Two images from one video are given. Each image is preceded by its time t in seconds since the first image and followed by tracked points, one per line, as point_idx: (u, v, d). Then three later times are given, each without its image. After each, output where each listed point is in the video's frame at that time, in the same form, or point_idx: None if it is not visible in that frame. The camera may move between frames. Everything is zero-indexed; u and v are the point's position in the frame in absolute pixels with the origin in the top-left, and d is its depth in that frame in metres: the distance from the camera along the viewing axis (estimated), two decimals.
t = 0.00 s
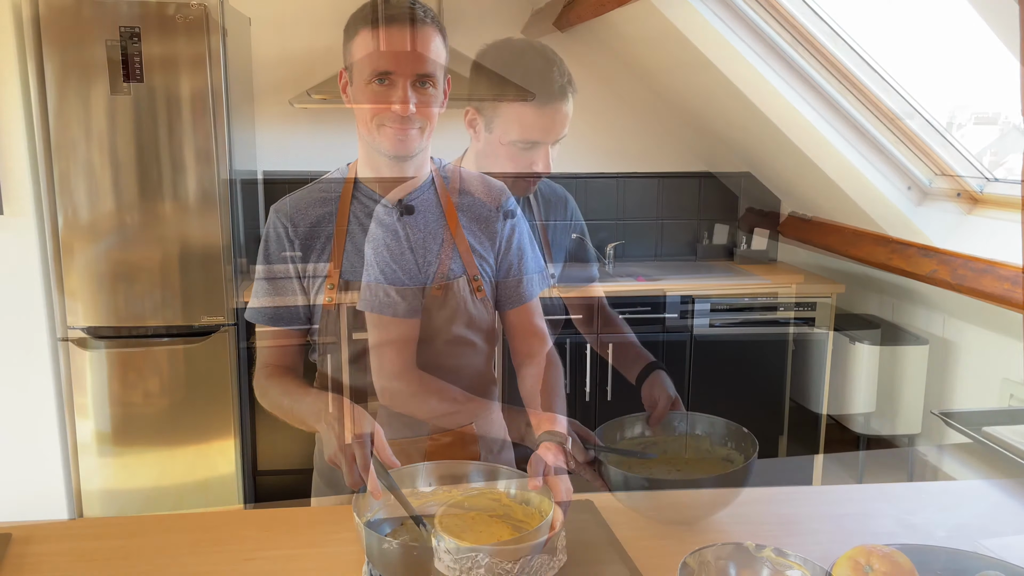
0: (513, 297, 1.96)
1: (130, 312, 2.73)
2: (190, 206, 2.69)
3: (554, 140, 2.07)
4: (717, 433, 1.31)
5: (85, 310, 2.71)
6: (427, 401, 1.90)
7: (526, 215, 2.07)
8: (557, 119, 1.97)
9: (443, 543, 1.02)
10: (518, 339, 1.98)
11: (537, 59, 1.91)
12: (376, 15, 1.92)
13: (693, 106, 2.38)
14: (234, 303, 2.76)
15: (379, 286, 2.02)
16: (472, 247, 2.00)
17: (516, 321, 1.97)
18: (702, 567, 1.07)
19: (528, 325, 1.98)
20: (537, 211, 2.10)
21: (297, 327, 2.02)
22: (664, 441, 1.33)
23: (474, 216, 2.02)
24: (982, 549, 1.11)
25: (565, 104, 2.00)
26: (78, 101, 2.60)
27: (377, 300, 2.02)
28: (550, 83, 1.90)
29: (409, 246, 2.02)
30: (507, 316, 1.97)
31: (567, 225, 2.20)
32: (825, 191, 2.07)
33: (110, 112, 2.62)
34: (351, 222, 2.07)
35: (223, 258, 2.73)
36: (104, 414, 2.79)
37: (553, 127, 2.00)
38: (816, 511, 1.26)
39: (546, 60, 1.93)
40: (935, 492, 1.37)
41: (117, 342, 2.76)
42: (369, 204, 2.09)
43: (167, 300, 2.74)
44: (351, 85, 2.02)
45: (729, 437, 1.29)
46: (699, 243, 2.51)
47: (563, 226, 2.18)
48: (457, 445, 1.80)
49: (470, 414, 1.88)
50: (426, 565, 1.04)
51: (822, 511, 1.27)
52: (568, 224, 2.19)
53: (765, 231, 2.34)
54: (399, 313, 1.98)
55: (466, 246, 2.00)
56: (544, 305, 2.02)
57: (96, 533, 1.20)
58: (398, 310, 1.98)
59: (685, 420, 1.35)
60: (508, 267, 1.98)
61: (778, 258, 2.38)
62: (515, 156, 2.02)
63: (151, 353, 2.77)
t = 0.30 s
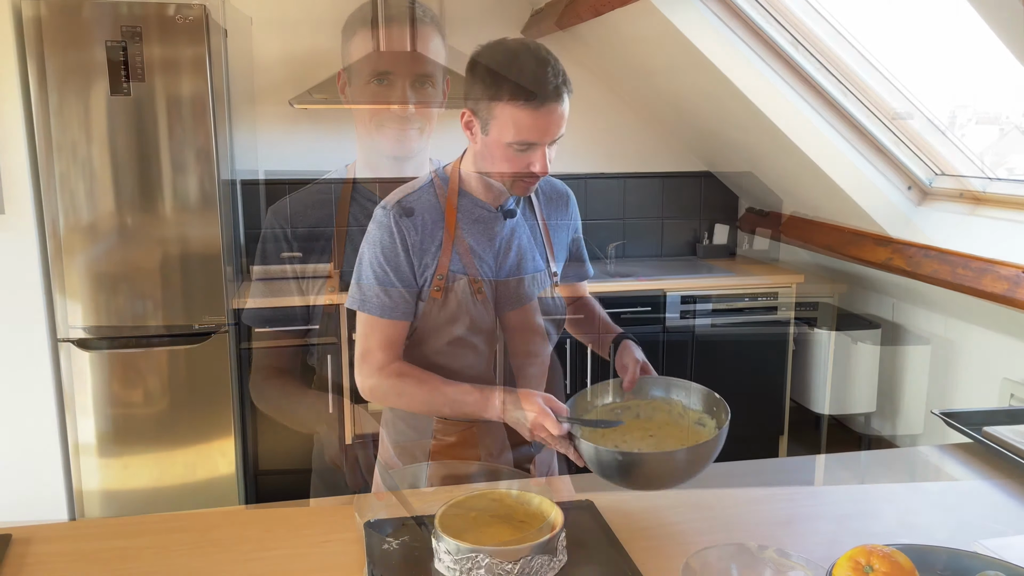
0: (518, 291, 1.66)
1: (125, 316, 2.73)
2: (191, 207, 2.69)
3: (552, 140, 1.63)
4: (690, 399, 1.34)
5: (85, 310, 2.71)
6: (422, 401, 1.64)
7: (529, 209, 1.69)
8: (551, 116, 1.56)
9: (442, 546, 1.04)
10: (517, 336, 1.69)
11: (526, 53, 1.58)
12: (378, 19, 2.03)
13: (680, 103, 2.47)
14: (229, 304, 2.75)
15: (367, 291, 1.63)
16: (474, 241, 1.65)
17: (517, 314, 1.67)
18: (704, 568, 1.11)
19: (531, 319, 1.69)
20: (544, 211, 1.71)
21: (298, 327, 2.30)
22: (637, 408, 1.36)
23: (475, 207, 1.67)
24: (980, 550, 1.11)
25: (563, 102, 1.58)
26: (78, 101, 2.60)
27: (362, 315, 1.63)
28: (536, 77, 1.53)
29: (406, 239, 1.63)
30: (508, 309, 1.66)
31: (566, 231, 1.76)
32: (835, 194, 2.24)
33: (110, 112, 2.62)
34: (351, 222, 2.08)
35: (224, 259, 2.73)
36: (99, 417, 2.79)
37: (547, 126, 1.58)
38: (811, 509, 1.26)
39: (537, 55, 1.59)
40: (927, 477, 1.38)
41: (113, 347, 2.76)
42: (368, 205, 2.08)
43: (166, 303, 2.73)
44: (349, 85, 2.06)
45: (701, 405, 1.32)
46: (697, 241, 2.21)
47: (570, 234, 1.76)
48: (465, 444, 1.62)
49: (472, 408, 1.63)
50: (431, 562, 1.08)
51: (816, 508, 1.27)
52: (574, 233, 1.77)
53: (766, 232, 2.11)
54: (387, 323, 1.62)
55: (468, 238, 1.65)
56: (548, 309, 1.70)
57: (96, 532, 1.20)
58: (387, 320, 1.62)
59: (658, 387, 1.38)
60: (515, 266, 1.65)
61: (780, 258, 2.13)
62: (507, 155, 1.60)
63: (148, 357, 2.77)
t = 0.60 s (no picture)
0: (509, 289, 1.49)
1: (124, 318, 2.62)
2: (191, 209, 2.61)
3: (527, 136, 1.28)
4: (639, 374, 1.33)
5: (84, 316, 2.60)
6: (373, 381, 1.38)
7: (517, 203, 1.55)
8: (518, 118, 1.25)
9: (442, 547, 1.03)
10: (507, 335, 1.51)
11: (490, 46, 1.28)
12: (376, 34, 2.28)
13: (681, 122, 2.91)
14: (230, 306, 2.71)
15: (337, 287, 1.42)
16: (461, 236, 1.47)
17: (506, 311, 1.49)
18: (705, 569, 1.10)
19: (523, 318, 1.51)
20: (536, 209, 1.58)
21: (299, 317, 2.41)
22: (586, 380, 1.35)
23: (462, 199, 1.47)
24: (979, 548, 1.11)
25: (537, 100, 1.27)
26: (78, 104, 2.48)
27: (332, 311, 1.43)
28: (497, 75, 1.23)
29: (391, 236, 1.42)
30: (497, 305, 1.49)
31: (556, 233, 1.63)
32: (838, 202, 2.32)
33: (109, 114, 2.50)
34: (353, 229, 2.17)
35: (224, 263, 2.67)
36: (93, 425, 2.67)
37: (516, 125, 1.25)
38: (812, 507, 1.27)
39: (504, 48, 1.28)
40: (926, 474, 1.39)
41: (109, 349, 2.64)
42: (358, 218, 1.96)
43: (168, 306, 2.64)
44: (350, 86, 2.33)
45: (650, 378, 1.31)
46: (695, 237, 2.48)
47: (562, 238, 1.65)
48: (465, 444, 1.46)
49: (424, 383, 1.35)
50: (432, 561, 1.09)
51: (816, 507, 1.27)
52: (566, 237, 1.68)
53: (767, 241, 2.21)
54: (356, 322, 1.42)
55: (456, 233, 1.46)
56: (542, 307, 1.54)
57: (99, 534, 1.20)
58: (356, 319, 1.42)
59: (607, 359, 1.37)
60: (504, 264, 1.50)
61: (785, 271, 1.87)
62: (476, 155, 1.30)
63: (148, 359, 2.64)
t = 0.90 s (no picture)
0: (492, 291, 1.49)
1: (126, 318, 2.62)
2: (192, 208, 2.61)
3: (501, 139, 1.27)
4: (601, 383, 1.35)
5: (85, 316, 2.60)
6: (342, 376, 1.38)
7: (504, 204, 1.54)
8: (490, 120, 1.24)
9: (444, 546, 1.04)
10: (491, 337, 1.51)
11: (469, 46, 1.27)
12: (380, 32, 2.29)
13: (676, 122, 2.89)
14: (231, 306, 2.71)
15: (320, 284, 1.44)
16: (445, 236, 1.47)
17: (489, 313, 1.49)
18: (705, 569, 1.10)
19: (507, 320, 1.51)
20: (525, 210, 1.57)
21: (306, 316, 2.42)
22: (548, 386, 1.39)
23: (447, 199, 1.47)
24: (979, 547, 1.11)
25: (512, 103, 1.27)
26: (80, 104, 2.48)
27: (314, 308, 1.45)
28: (469, 77, 1.23)
29: (373, 235, 1.43)
30: (480, 306, 1.48)
31: (547, 234, 1.61)
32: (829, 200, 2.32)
33: (111, 114, 2.50)
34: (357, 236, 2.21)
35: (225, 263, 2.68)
36: (95, 425, 2.67)
37: (488, 127, 1.25)
38: (812, 506, 1.27)
39: (482, 50, 1.27)
40: (926, 474, 1.39)
41: (111, 349, 2.64)
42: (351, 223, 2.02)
43: (169, 306, 2.64)
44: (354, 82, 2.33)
45: (610, 389, 1.33)
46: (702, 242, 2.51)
47: (555, 238, 1.64)
48: (449, 445, 1.46)
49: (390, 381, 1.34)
50: (434, 560, 1.10)
51: (816, 506, 1.27)
52: (561, 238, 1.65)
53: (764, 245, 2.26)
54: (337, 319, 1.44)
55: (439, 233, 1.46)
56: (527, 309, 1.53)
57: (99, 533, 1.20)
58: (337, 316, 1.43)
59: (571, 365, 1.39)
60: (488, 265, 1.50)
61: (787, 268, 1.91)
62: (452, 156, 1.30)
63: (149, 359, 2.65)
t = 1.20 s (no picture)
0: (483, 290, 1.49)
1: (127, 316, 2.62)
2: (193, 207, 2.61)
3: (482, 138, 1.26)
4: (588, 366, 1.37)
5: (87, 314, 2.60)
6: (332, 380, 1.37)
7: (492, 202, 1.54)
8: (469, 119, 1.23)
9: (445, 543, 1.04)
10: (482, 337, 1.51)
11: (447, 46, 1.27)
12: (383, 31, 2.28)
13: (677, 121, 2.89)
14: (233, 304, 2.72)
15: (310, 288, 1.44)
16: (434, 237, 1.46)
17: (481, 313, 1.49)
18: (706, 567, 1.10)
19: (499, 320, 1.51)
20: (514, 208, 1.56)
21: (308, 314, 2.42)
22: (532, 374, 1.40)
23: (434, 200, 1.47)
24: (980, 546, 1.11)
25: (492, 102, 1.26)
26: (81, 103, 2.48)
27: (305, 312, 1.45)
28: (447, 75, 1.22)
29: (361, 237, 1.42)
30: (471, 307, 1.49)
31: (538, 231, 1.60)
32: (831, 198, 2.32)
33: (113, 113, 2.50)
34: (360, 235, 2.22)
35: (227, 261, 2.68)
36: (96, 423, 2.67)
37: (468, 126, 1.24)
38: (814, 505, 1.27)
39: (461, 49, 1.27)
40: (927, 472, 1.39)
41: (112, 347, 2.65)
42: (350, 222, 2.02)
43: (171, 304, 2.64)
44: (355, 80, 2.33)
45: (595, 373, 1.35)
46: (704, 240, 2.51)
47: (546, 234, 1.63)
48: (443, 445, 1.46)
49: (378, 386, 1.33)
50: (435, 557, 1.10)
51: (818, 505, 1.27)
52: (552, 233, 1.64)
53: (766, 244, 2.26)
54: (328, 323, 1.44)
55: (428, 234, 1.46)
56: (519, 307, 1.52)
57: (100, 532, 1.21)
58: (328, 320, 1.44)
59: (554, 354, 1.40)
60: (478, 264, 1.50)
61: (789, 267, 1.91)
62: (434, 156, 1.29)
63: (151, 357, 2.65)
